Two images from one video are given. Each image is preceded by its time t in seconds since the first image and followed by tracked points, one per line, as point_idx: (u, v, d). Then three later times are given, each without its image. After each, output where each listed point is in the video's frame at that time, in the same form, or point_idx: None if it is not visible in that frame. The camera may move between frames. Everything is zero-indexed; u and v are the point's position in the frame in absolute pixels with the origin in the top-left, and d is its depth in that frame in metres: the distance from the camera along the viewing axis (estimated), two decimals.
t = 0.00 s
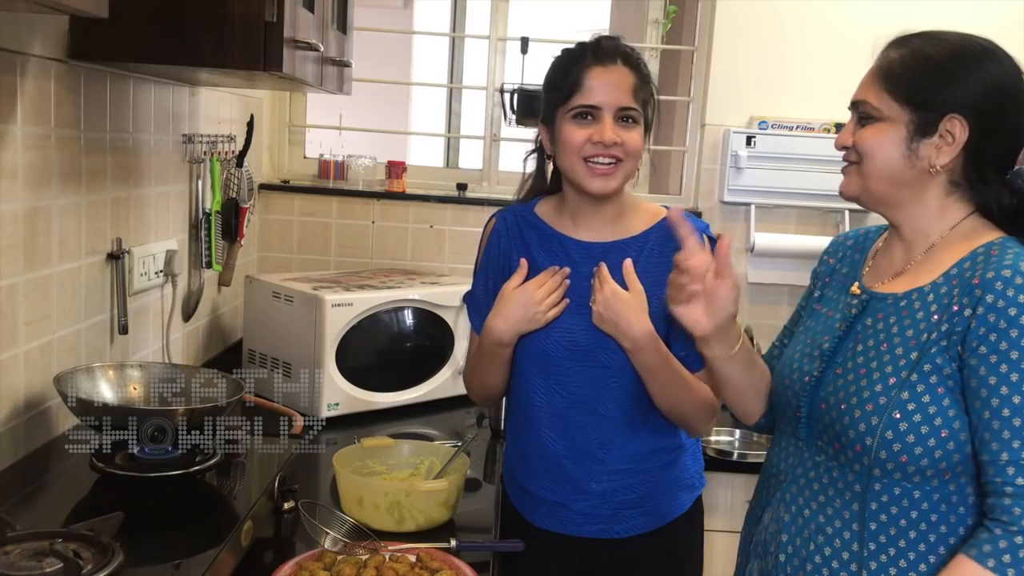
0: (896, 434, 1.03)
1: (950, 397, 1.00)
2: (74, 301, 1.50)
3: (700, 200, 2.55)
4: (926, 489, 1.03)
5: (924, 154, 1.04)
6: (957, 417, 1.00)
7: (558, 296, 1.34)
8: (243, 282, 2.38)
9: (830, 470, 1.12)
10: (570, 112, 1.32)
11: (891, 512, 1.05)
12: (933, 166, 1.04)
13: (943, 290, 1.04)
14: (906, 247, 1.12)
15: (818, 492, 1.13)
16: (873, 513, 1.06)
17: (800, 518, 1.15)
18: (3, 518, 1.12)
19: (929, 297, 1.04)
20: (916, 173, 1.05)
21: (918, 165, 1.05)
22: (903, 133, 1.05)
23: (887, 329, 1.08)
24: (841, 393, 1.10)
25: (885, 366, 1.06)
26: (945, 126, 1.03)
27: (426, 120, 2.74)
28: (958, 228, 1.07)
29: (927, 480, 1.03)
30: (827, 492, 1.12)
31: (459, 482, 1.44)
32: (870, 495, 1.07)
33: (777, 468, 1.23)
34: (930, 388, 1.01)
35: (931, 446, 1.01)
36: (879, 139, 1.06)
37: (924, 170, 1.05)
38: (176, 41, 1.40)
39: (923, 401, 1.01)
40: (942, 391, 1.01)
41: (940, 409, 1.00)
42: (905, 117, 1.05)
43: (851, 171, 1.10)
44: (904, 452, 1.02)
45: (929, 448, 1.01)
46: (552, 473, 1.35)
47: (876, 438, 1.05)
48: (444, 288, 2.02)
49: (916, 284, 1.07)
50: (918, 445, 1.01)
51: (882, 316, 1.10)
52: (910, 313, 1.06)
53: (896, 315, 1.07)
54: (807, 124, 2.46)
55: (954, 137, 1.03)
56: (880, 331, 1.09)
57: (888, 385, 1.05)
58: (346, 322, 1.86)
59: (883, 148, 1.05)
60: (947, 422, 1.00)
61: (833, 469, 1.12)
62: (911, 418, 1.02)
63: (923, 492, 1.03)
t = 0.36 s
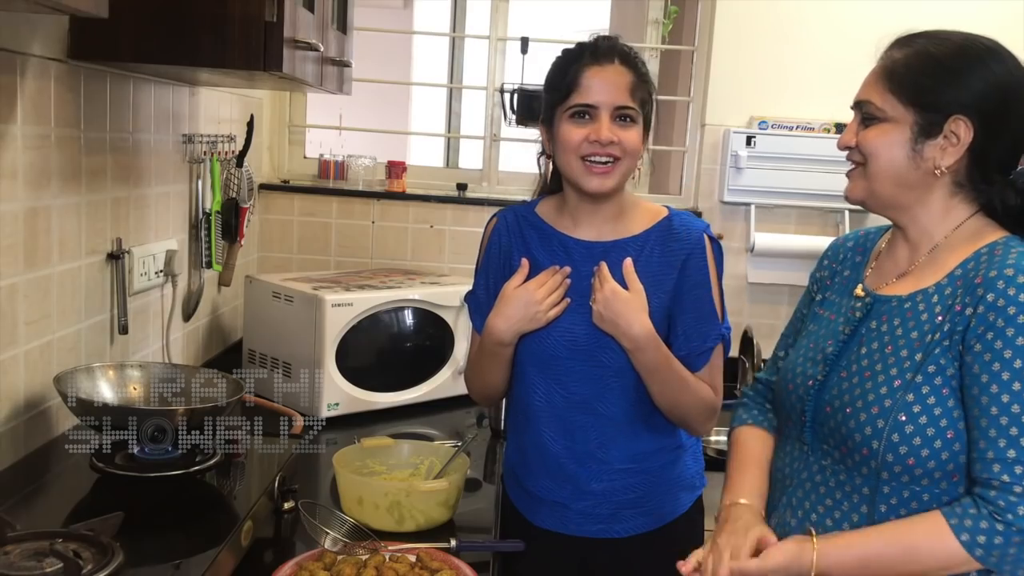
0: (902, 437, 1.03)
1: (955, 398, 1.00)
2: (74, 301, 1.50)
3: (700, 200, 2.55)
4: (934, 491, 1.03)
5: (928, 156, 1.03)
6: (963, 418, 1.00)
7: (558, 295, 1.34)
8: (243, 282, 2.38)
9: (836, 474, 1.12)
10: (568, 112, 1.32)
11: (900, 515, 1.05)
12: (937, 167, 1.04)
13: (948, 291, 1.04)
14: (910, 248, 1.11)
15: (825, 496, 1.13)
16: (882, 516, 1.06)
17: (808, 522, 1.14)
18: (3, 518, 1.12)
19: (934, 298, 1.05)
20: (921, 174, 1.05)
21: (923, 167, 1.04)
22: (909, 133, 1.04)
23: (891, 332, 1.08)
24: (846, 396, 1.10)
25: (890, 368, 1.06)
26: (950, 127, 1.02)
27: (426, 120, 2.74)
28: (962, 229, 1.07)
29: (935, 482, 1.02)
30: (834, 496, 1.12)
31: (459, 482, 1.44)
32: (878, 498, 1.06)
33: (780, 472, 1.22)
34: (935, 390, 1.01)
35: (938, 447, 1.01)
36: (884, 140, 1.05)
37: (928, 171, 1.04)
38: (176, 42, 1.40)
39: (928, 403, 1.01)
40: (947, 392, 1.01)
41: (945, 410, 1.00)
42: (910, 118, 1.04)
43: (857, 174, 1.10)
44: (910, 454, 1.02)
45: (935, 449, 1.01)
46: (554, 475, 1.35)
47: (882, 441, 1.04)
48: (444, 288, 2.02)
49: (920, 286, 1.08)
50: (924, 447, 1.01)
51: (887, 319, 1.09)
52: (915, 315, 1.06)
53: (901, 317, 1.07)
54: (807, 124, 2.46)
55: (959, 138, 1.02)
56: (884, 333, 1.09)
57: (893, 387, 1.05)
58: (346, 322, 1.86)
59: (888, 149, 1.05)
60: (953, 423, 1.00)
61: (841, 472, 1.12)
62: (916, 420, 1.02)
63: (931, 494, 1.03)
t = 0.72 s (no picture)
0: (898, 438, 1.02)
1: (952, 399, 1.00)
2: (74, 301, 1.50)
3: (700, 201, 2.55)
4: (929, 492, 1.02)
5: (928, 156, 1.03)
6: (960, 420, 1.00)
7: (558, 296, 1.34)
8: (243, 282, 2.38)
9: (832, 475, 1.12)
10: (571, 112, 1.32)
11: (895, 516, 1.04)
12: (938, 167, 1.03)
13: (945, 291, 1.03)
14: (911, 249, 1.11)
15: (821, 497, 1.13)
16: (877, 517, 1.06)
17: (804, 524, 1.14)
18: (3, 518, 1.12)
19: (931, 299, 1.04)
20: (921, 174, 1.04)
21: (923, 167, 1.04)
22: (908, 134, 1.04)
23: (889, 333, 1.08)
24: (843, 397, 1.09)
25: (886, 369, 1.06)
26: (949, 126, 1.02)
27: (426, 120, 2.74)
28: (961, 230, 1.07)
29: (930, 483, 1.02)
30: (830, 497, 1.12)
31: (459, 482, 1.44)
32: (874, 499, 1.06)
33: (777, 474, 1.22)
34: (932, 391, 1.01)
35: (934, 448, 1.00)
36: (883, 141, 1.05)
37: (928, 172, 1.04)
38: (176, 42, 1.40)
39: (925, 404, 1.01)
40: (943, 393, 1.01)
41: (940, 411, 1.00)
42: (909, 118, 1.04)
43: (858, 176, 1.09)
44: (907, 455, 1.02)
45: (931, 450, 1.01)
46: (553, 475, 1.35)
47: (878, 442, 1.04)
48: (444, 288, 2.02)
49: (918, 287, 1.07)
50: (920, 448, 1.01)
51: (884, 320, 1.09)
52: (912, 316, 1.06)
53: (898, 318, 1.07)
54: (807, 124, 2.46)
55: (958, 138, 1.02)
56: (882, 334, 1.09)
57: (890, 387, 1.04)
58: (346, 322, 1.86)
59: (888, 150, 1.05)
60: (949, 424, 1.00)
61: (836, 473, 1.11)
62: (913, 421, 1.02)
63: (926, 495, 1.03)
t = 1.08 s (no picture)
0: (887, 442, 1.03)
1: (943, 404, 1.00)
2: (74, 301, 1.50)
3: (700, 201, 2.55)
4: (919, 495, 1.03)
5: (914, 156, 1.03)
6: (950, 425, 0.99)
7: (558, 297, 1.34)
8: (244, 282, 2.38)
9: (821, 477, 1.12)
10: (599, 113, 1.31)
11: (883, 519, 1.05)
12: (924, 167, 1.04)
13: (935, 294, 1.03)
14: (899, 250, 1.11)
15: (811, 499, 1.13)
16: (864, 520, 1.06)
17: (792, 526, 1.14)
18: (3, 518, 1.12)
19: (921, 302, 1.04)
20: (909, 174, 1.04)
21: (910, 167, 1.04)
22: (894, 134, 1.04)
23: (879, 335, 1.07)
24: (832, 399, 1.10)
25: (876, 373, 1.06)
26: (936, 126, 1.02)
27: (426, 120, 2.74)
28: (950, 230, 1.06)
29: (920, 486, 1.02)
30: (819, 499, 1.12)
31: (459, 482, 1.44)
32: (862, 502, 1.06)
33: (769, 475, 1.23)
34: (922, 396, 1.01)
35: (923, 453, 1.00)
36: (870, 141, 1.05)
37: (915, 171, 1.04)
38: (176, 42, 1.40)
39: (914, 409, 1.01)
40: (933, 398, 1.00)
41: (931, 415, 1.00)
42: (894, 118, 1.04)
43: (845, 177, 1.10)
44: (895, 460, 1.02)
45: (920, 455, 1.01)
46: (552, 477, 1.35)
47: (866, 446, 1.04)
48: (444, 288, 2.02)
49: (910, 288, 1.07)
50: (909, 453, 1.01)
51: (875, 322, 1.09)
52: (902, 318, 1.05)
53: (888, 320, 1.07)
54: (807, 124, 2.46)
55: (945, 138, 1.02)
56: (871, 336, 1.09)
57: (879, 391, 1.04)
58: (346, 322, 1.86)
59: (875, 151, 1.05)
60: (940, 429, 1.00)
61: (825, 475, 1.12)
62: (902, 426, 1.02)
63: (916, 497, 1.03)
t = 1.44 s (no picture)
0: (893, 447, 1.02)
1: (951, 409, 0.99)
2: (74, 302, 1.50)
3: (700, 201, 2.55)
4: (927, 501, 1.02)
5: (946, 151, 1.02)
6: (958, 431, 0.99)
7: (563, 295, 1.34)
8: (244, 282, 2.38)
9: (830, 480, 1.12)
10: (558, 126, 1.32)
11: (891, 523, 1.04)
12: (955, 164, 1.03)
13: (948, 298, 1.02)
14: (915, 251, 1.11)
15: (819, 502, 1.13)
16: (872, 525, 1.06)
17: (801, 528, 1.14)
18: (3, 518, 1.12)
19: (933, 305, 1.03)
20: (938, 171, 1.03)
21: (940, 164, 1.03)
22: (926, 130, 1.03)
23: (890, 338, 1.07)
24: (841, 402, 1.10)
25: (885, 376, 1.06)
26: (968, 121, 1.01)
27: (426, 120, 2.74)
28: (968, 232, 1.06)
29: (928, 492, 1.02)
30: (828, 502, 1.12)
31: (459, 482, 1.44)
32: (869, 506, 1.06)
33: (780, 475, 1.23)
34: (930, 401, 1.00)
35: (930, 458, 1.00)
36: (900, 137, 1.03)
37: (946, 168, 1.03)
38: (175, 43, 1.40)
39: (922, 413, 1.00)
40: (942, 403, 1.00)
41: (939, 421, 0.99)
42: (926, 113, 1.03)
43: (870, 174, 1.08)
44: (901, 465, 1.02)
45: (927, 461, 1.00)
46: (552, 476, 1.35)
47: (873, 450, 1.04)
48: (444, 288, 2.02)
49: (923, 291, 1.07)
50: (916, 458, 1.01)
51: (886, 325, 1.09)
52: (914, 321, 1.05)
53: (900, 323, 1.07)
54: (807, 124, 2.46)
55: (976, 133, 1.01)
56: (883, 339, 1.08)
57: (888, 396, 1.04)
58: (347, 322, 1.86)
59: (907, 146, 1.03)
60: (947, 435, 0.99)
61: (834, 479, 1.12)
62: (909, 431, 1.01)
63: (923, 503, 1.02)
